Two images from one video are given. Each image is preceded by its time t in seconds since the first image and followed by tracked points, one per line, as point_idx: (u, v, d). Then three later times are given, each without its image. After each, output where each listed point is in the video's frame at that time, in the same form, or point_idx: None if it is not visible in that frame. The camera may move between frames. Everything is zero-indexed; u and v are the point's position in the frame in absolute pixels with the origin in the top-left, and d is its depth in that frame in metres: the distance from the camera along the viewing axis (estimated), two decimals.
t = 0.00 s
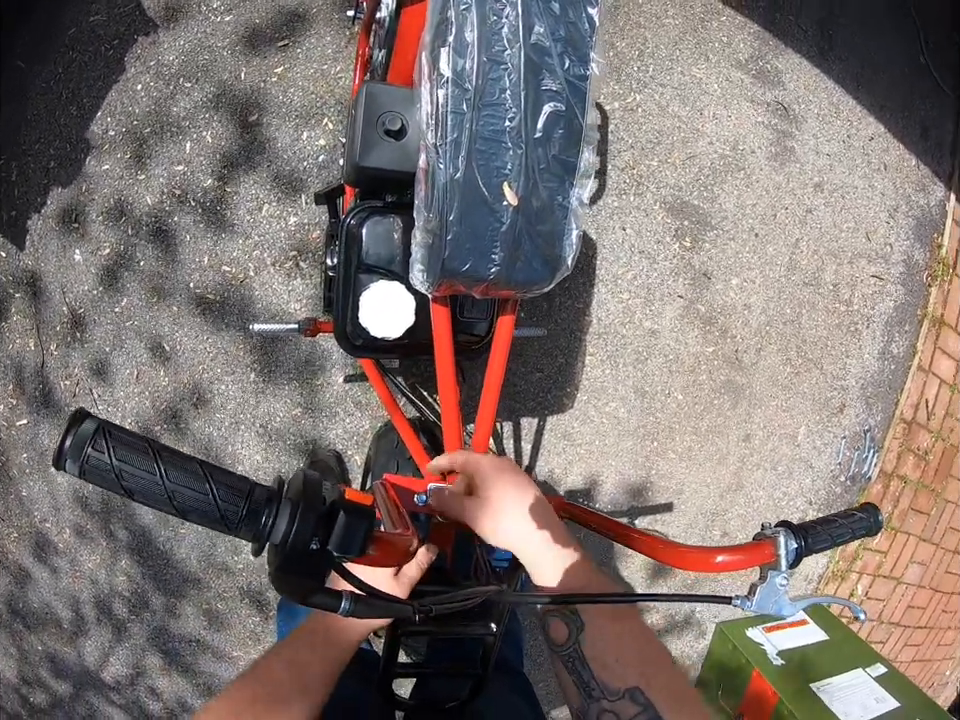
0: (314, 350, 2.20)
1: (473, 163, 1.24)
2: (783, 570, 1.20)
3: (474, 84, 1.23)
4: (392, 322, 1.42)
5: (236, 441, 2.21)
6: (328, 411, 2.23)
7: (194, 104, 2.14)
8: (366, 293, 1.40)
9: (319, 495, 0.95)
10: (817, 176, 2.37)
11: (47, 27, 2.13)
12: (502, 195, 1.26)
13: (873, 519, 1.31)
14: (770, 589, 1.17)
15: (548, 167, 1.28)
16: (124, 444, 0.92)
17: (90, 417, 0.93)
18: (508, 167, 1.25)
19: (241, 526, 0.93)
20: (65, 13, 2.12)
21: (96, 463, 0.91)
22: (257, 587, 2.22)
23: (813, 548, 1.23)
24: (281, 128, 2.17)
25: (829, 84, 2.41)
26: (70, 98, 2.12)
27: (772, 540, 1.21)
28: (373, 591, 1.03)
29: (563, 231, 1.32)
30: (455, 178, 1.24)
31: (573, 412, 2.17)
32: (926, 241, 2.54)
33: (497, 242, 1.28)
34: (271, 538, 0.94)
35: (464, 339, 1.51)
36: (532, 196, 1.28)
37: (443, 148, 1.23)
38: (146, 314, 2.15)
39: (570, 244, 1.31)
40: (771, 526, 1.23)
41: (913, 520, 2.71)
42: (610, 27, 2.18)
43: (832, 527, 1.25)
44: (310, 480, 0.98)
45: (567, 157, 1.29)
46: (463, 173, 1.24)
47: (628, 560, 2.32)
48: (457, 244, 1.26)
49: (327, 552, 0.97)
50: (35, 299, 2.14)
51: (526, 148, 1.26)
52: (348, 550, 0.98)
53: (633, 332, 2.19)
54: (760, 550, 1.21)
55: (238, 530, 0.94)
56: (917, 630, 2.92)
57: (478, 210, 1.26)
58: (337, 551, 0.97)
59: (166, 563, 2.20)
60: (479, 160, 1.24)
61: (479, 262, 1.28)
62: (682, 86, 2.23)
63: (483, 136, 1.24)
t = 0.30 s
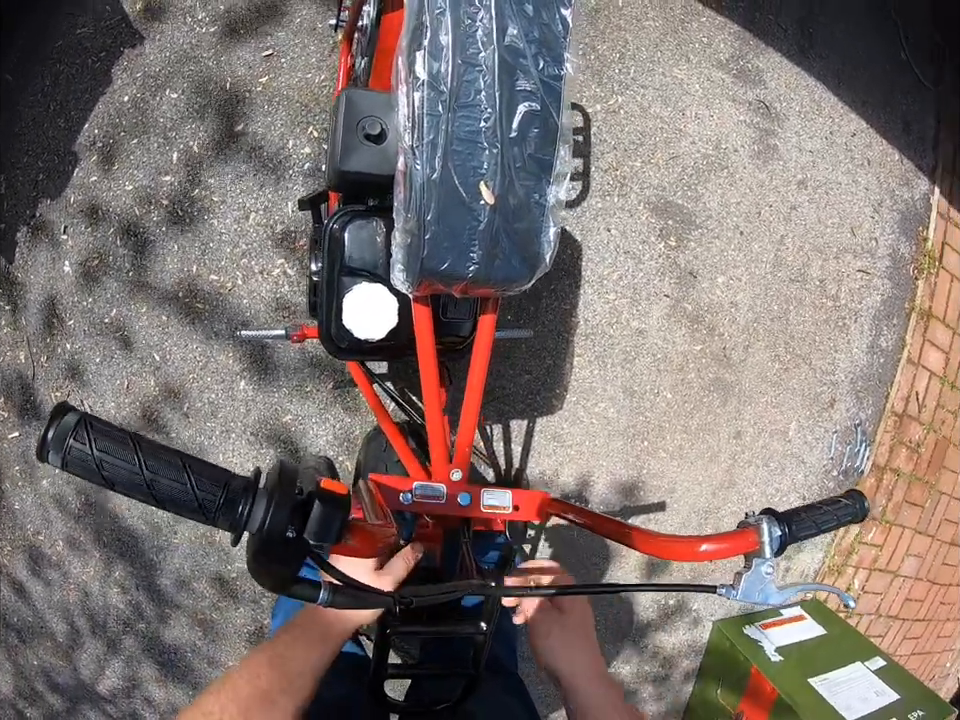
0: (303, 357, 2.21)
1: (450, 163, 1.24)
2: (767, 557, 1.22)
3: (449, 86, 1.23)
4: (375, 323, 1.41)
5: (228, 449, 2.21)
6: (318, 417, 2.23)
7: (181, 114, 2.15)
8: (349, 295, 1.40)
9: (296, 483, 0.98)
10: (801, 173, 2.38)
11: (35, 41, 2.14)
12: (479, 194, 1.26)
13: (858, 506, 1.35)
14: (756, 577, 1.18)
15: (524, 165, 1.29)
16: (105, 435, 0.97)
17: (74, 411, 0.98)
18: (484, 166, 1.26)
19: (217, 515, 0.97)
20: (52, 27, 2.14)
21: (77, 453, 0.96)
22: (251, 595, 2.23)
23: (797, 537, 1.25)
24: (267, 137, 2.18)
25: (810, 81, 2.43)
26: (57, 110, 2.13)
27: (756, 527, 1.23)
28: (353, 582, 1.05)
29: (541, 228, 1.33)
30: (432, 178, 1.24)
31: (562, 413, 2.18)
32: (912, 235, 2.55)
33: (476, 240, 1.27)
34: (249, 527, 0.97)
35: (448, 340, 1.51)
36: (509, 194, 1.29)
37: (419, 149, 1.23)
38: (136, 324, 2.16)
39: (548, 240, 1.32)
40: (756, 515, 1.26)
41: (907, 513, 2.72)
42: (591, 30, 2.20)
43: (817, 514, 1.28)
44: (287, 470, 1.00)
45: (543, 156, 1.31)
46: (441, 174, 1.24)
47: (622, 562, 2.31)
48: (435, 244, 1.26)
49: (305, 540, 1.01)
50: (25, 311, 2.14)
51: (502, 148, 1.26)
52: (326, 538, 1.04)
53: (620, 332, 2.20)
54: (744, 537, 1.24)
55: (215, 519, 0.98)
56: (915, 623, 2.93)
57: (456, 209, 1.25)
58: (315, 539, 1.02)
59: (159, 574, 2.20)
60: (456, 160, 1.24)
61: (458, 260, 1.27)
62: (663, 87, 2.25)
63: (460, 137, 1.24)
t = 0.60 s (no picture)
0: (285, 360, 2.24)
1: (399, 162, 1.28)
2: (712, 528, 1.27)
3: (397, 90, 1.28)
4: (339, 320, 1.45)
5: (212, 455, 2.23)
6: (300, 421, 2.26)
7: (159, 126, 2.18)
8: (313, 293, 1.44)
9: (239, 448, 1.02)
10: (772, 165, 2.41)
11: (17, 59, 2.17)
12: (427, 191, 1.29)
13: (810, 478, 1.38)
14: (701, 548, 1.22)
15: (471, 162, 1.32)
16: (71, 406, 1.03)
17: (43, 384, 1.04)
18: (431, 165, 1.29)
19: (171, 478, 1.03)
20: (34, 45, 2.17)
21: (46, 422, 1.02)
22: (240, 600, 2.25)
23: (743, 508, 1.30)
24: (243, 146, 2.22)
25: (780, 75, 2.46)
26: (40, 125, 2.16)
27: (698, 499, 1.30)
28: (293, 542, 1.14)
29: (488, 221, 1.35)
30: (382, 178, 1.28)
31: (539, 409, 2.20)
32: (887, 223, 2.58)
33: (425, 234, 1.30)
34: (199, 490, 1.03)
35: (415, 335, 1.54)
36: (456, 190, 1.31)
37: (369, 151, 1.28)
38: (121, 334, 2.18)
39: (495, 232, 1.33)
40: (700, 488, 1.32)
41: (895, 499, 2.73)
42: (558, 32, 2.23)
43: (765, 487, 1.33)
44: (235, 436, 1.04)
45: (489, 152, 1.33)
46: (390, 173, 1.28)
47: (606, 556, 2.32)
48: (386, 239, 1.28)
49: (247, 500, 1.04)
50: (11, 324, 2.16)
51: (448, 146, 1.30)
52: (268, 498, 1.04)
53: (595, 327, 2.23)
54: (688, 509, 1.31)
55: (168, 483, 1.04)
56: (909, 610, 2.93)
57: (405, 206, 1.28)
58: (255, 500, 1.03)
59: (149, 581, 2.22)
60: (404, 159, 1.28)
61: (409, 254, 1.30)
62: (631, 86, 2.28)
63: (407, 138, 1.28)
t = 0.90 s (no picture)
0: (273, 369, 2.28)
1: (372, 174, 1.33)
2: (674, 512, 1.36)
3: (370, 105, 1.33)
4: (322, 324, 1.48)
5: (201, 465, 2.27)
6: (288, 429, 2.29)
7: (145, 142, 2.23)
8: (295, 299, 1.47)
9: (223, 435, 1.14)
10: (748, 167, 2.46)
11: (8, 77, 2.21)
12: (400, 199, 1.33)
13: (772, 461, 1.44)
14: (666, 531, 1.32)
15: (441, 172, 1.36)
16: (69, 398, 1.14)
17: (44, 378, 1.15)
18: (403, 175, 1.34)
19: (160, 463, 1.14)
20: (23, 63, 2.21)
21: (46, 413, 1.12)
22: (233, 608, 2.28)
23: (705, 492, 1.38)
24: (228, 159, 2.26)
25: (754, 79, 2.52)
26: (31, 140, 2.20)
27: (661, 484, 1.39)
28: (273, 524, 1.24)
29: (458, 227, 1.38)
30: (356, 188, 1.32)
31: (523, 412, 2.24)
32: (864, 221, 2.62)
33: (398, 242, 1.33)
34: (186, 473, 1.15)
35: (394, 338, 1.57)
36: (427, 199, 1.35)
37: (344, 163, 1.33)
38: (111, 346, 2.22)
39: (464, 237, 1.37)
40: (663, 473, 1.40)
41: (881, 493, 2.76)
42: (534, 43, 2.28)
43: (728, 471, 1.40)
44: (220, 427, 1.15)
45: (458, 162, 1.37)
46: (364, 184, 1.33)
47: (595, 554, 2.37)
48: (361, 247, 1.32)
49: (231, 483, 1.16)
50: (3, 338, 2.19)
51: (419, 157, 1.34)
52: (250, 481, 1.16)
53: (576, 330, 2.27)
54: (651, 493, 1.39)
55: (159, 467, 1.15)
56: (900, 604, 2.96)
57: (379, 215, 1.32)
58: (238, 481, 1.15)
59: (141, 591, 2.25)
60: (377, 170, 1.33)
61: (383, 261, 1.33)
62: (607, 94, 2.33)
63: (380, 150, 1.33)
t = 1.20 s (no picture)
0: (273, 372, 2.29)
1: (392, 182, 1.34)
2: (689, 519, 1.36)
3: (391, 114, 1.34)
4: (334, 331, 1.50)
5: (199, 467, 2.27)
6: (288, 432, 2.30)
7: (146, 141, 2.24)
8: (307, 305, 1.48)
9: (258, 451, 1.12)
10: (745, 179, 2.50)
11: (7, 71, 2.21)
12: (419, 209, 1.35)
13: (780, 470, 1.46)
14: (682, 538, 1.34)
15: (460, 182, 1.38)
16: (99, 408, 1.10)
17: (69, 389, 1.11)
18: (423, 184, 1.35)
19: (194, 476, 1.11)
20: (24, 57, 2.21)
21: (74, 423, 1.08)
22: (229, 613, 2.29)
23: (719, 498, 1.38)
24: (231, 160, 2.27)
25: (752, 92, 2.55)
26: (30, 135, 2.20)
27: (677, 492, 1.38)
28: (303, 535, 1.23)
29: (477, 238, 1.40)
30: (377, 197, 1.34)
31: (522, 419, 2.26)
32: (857, 234, 2.67)
33: (418, 251, 1.36)
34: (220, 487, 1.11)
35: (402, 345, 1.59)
36: (446, 208, 1.37)
37: (364, 171, 1.34)
38: (108, 347, 2.22)
39: (482, 248, 1.40)
40: (678, 482, 1.40)
41: (870, 501, 2.81)
42: (539, 52, 2.31)
43: (738, 480, 1.41)
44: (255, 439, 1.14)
45: (477, 173, 1.40)
46: (384, 192, 1.34)
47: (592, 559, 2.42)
48: (381, 255, 1.34)
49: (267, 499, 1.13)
50: None
51: (439, 167, 1.36)
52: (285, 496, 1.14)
53: (575, 338, 2.30)
54: (668, 501, 1.38)
55: (193, 480, 1.12)
56: (889, 609, 3.00)
57: (399, 224, 1.34)
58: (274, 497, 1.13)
59: (135, 595, 2.26)
60: (398, 180, 1.34)
61: (402, 269, 1.36)
62: (609, 105, 2.36)
63: (400, 159, 1.34)
